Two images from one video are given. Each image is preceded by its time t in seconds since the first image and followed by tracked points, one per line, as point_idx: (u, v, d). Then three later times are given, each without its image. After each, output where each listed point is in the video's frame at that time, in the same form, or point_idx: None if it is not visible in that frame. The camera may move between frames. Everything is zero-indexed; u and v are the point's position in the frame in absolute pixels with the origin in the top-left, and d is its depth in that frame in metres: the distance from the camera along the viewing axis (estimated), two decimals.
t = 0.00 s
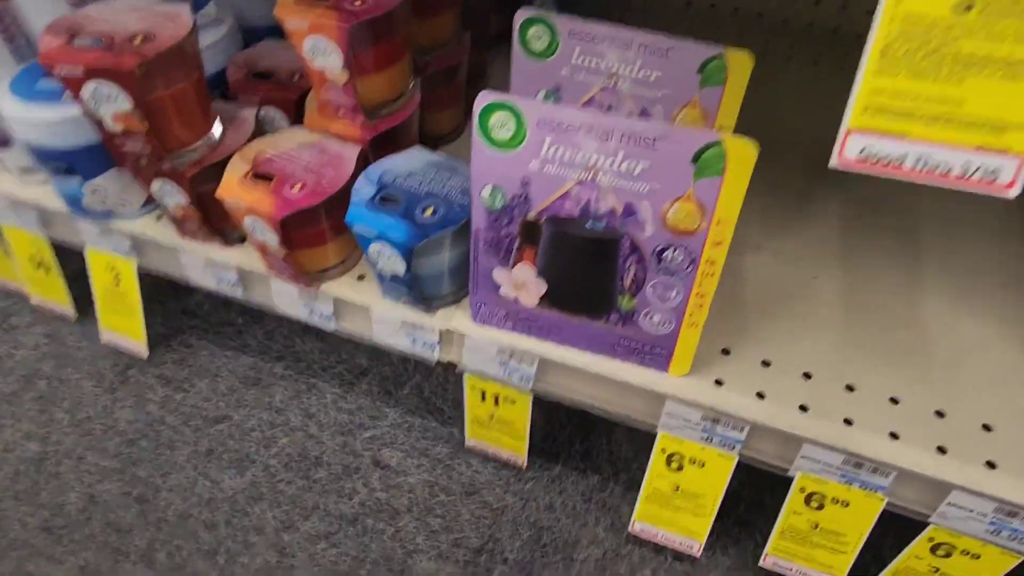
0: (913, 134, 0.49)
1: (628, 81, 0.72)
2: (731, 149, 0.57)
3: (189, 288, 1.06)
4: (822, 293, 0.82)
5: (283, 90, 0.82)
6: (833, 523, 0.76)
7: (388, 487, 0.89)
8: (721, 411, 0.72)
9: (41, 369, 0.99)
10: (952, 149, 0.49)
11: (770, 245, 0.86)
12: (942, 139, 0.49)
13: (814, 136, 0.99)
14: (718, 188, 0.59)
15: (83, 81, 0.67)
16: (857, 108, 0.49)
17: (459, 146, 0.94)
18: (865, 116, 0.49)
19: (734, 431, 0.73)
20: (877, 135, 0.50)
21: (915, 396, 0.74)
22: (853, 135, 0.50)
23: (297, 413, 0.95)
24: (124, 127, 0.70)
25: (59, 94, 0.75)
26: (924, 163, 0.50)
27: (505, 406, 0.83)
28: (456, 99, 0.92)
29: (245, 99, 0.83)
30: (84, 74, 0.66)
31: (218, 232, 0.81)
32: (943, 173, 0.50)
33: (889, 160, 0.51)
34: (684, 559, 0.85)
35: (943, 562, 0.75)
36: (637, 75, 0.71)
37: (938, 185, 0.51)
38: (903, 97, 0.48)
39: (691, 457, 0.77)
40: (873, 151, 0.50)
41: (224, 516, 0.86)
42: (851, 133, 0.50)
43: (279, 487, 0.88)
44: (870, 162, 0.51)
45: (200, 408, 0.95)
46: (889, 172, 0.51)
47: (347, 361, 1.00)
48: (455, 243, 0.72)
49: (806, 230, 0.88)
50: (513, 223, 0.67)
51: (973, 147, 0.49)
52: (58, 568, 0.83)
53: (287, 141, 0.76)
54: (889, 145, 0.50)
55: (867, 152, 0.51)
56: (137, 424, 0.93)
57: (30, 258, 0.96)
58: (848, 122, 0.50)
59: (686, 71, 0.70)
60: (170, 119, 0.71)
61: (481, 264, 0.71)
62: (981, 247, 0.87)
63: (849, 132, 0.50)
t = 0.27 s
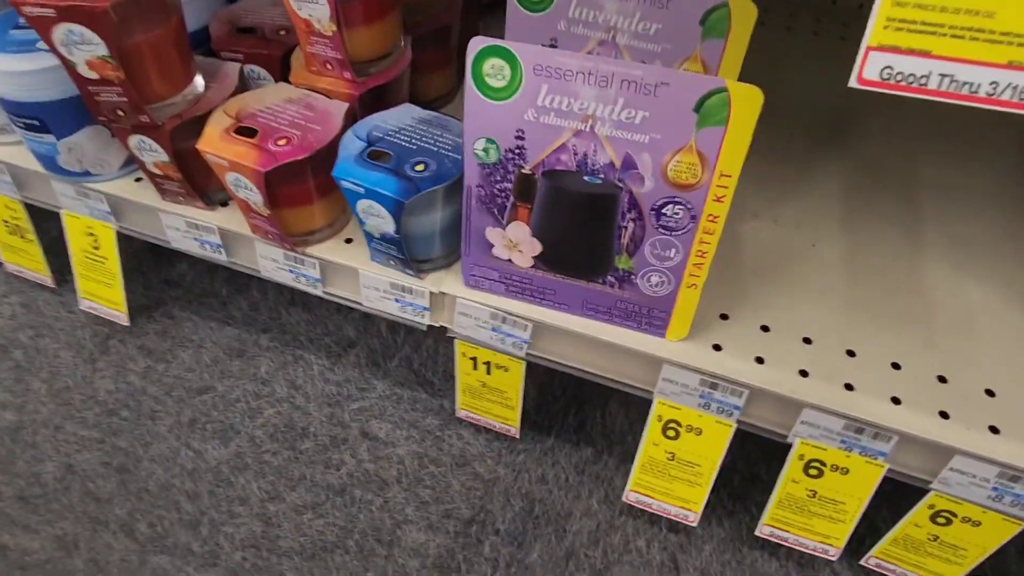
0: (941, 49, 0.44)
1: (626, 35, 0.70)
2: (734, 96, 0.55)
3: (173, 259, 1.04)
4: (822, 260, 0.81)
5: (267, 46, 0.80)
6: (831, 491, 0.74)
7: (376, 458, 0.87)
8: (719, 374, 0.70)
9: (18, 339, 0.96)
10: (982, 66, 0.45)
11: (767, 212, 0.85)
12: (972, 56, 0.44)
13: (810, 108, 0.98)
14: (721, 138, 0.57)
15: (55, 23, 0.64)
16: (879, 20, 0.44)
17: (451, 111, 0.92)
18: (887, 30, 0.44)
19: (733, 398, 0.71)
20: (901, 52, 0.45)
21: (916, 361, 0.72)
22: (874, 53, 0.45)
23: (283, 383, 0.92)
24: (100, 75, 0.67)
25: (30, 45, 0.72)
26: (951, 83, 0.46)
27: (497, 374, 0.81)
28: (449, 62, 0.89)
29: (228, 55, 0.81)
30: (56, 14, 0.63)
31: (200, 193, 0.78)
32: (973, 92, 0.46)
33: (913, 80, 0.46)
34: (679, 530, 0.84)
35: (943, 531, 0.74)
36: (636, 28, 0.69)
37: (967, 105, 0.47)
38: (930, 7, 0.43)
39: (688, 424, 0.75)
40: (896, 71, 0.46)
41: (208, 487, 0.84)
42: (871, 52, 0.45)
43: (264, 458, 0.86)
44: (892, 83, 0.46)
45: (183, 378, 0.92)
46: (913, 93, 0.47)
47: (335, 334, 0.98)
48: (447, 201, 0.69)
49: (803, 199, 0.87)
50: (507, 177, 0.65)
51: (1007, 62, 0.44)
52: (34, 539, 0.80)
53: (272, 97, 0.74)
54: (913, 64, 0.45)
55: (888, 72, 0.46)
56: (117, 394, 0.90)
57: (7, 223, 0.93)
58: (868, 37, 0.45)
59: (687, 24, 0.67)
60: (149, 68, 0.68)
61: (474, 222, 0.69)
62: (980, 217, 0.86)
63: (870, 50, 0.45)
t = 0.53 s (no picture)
0: (944, 29, 0.43)
1: (618, 21, 0.69)
2: (729, 82, 0.54)
3: (154, 249, 1.01)
4: (813, 250, 0.80)
5: (250, 30, 0.78)
6: (822, 482, 0.74)
7: (363, 451, 0.85)
8: (711, 365, 0.70)
9: None
10: (986, 46, 0.43)
11: (758, 201, 0.85)
12: (976, 35, 0.43)
13: (801, 97, 0.97)
14: (715, 125, 0.56)
15: (28, 3, 0.62)
16: None
17: (439, 98, 0.90)
18: (888, 7, 0.43)
19: (724, 388, 0.71)
20: (903, 31, 0.43)
21: (907, 351, 0.72)
22: (875, 32, 0.44)
23: (267, 376, 0.91)
24: (75, 58, 0.65)
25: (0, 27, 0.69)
26: (954, 64, 0.44)
27: (486, 366, 0.80)
28: (436, 48, 0.88)
29: (210, 38, 0.80)
30: None
31: (181, 181, 0.76)
32: (975, 73, 0.44)
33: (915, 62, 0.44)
34: (669, 522, 0.83)
35: (933, 520, 0.74)
36: (627, 14, 0.68)
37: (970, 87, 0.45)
38: None
39: (678, 416, 0.74)
40: (898, 51, 0.44)
41: (190, 481, 0.82)
42: (873, 31, 0.43)
43: (248, 451, 0.84)
44: (894, 64, 0.44)
45: (164, 371, 0.90)
46: (915, 75, 0.45)
47: (321, 325, 0.96)
48: (435, 190, 0.68)
49: (794, 188, 0.86)
50: (497, 165, 0.64)
51: (1011, 40, 0.43)
52: (10, 536, 0.78)
53: (254, 82, 0.72)
54: (916, 44, 0.43)
55: (890, 53, 0.44)
56: (97, 387, 0.88)
57: None
58: (869, 15, 0.43)
59: (679, 9, 0.66)
60: (127, 51, 0.66)
61: (463, 211, 0.68)
62: (971, 206, 0.86)
63: (871, 30, 0.43)
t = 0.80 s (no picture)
0: (993, 3, 0.42)
1: (619, 3, 0.66)
2: (742, 65, 0.51)
3: (130, 243, 0.97)
4: (817, 242, 0.78)
5: (230, 12, 0.74)
6: (828, 480, 0.72)
7: (352, 452, 0.82)
8: (715, 361, 0.67)
9: None
10: None
11: (759, 193, 0.83)
12: None
13: (798, 87, 0.96)
14: (726, 112, 0.53)
15: None
16: None
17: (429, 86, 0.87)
18: None
19: (729, 384, 0.68)
20: (950, 5, 0.42)
21: (914, 346, 0.70)
22: (921, 6, 0.43)
23: (251, 375, 0.87)
24: (42, 37, 0.61)
25: None
26: (1005, 40, 0.43)
27: (481, 363, 0.77)
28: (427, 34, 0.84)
29: (188, 20, 0.75)
30: None
31: (158, 170, 0.72)
32: None
33: (962, 37, 0.43)
34: (668, 521, 0.82)
35: (938, 518, 0.72)
36: None
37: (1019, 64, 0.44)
38: None
39: (681, 413, 0.72)
40: (945, 25, 0.43)
41: (171, 485, 0.78)
42: (919, 6, 0.43)
43: (232, 454, 0.81)
44: (941, 39, 0.44)
45: (143, 370, 0.86)
46: (961, 51, 0.44)
47: (307, 322, 0.93)
48: (429, 180, 0.65)
49: (795, 178, 0.84)
50: (495, 153, 0.61)
51: None
52: None
53: (236, 66, 0.69)
54: (963, 18, 0.43)
55: (937, 28, 0.43)
56: (70, 388, 0.84)
57: None
58: None
59: None
60: (98, 31, 0.62)
61: (458, 202, 0.65)
62: (972, 198, 0.84)
63: (917, 4, 0.43)
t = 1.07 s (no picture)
0: (1004, 4, 0.42)
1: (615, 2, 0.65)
2: (742, 65, 0.50)
3: (119, 249, 0.96)
4: (814, 239, 0.78)
5: (218, 14, 0.73)
6: (829, 477, 0.72)
7: (350, 457, 0.81)
8: (716, 362, 0.67)
9: None
10: None
11: (755, 191, 0.82)
12: None
13: (791, 82, 0.95)
14: (726, 112, 0.52)
15: None
16: None
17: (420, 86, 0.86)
18: None
19: (730, 384, 0.68)
20: (961, 7, 0.42)
21: (913, 342, 0.70)
22: (932, 9, 0.43)
23: (245, 381, 0.86)
24: (25, 42, 0.59)
25: None
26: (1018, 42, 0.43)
27: (480, 366, 0.76)
28: (418, 34, 0.83)
29: (173, 22, 0.73)
30: None
31: (147, 175, 0.71)
32: None
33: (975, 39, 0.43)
34: (669, 521, 0.81)
35: (939, 513, 0.72)
36: None
37: None
38: None
39: (681, 413, 0.72)
40: (957, 28, 0.43)
41: (166, 495, 0.77)
42: (931, 7, 0.43)
43: (228, 461, 0.80)
44: (952, 42, 0.44)
45: (135, 379, 0.84)
46: (973, 53, 0.44)
47: (301, 326, 0.92)
48: (425, 183, 0.64)
49: (791, 175, 0.84)
50: (492, 155, 0.60)
51: None
52: None
53: (224, 69, 0.67)
54: (975, 20, 0.43)
55: (950, 31, 0.43)
56: (61, 397, 0.83)
57: None
58: None
59: None
60: (83, 34, 0.61)
61: (455, 205, 0.64)
62: (967, 193, 0.84)
63: (929, 6, 0.43)
